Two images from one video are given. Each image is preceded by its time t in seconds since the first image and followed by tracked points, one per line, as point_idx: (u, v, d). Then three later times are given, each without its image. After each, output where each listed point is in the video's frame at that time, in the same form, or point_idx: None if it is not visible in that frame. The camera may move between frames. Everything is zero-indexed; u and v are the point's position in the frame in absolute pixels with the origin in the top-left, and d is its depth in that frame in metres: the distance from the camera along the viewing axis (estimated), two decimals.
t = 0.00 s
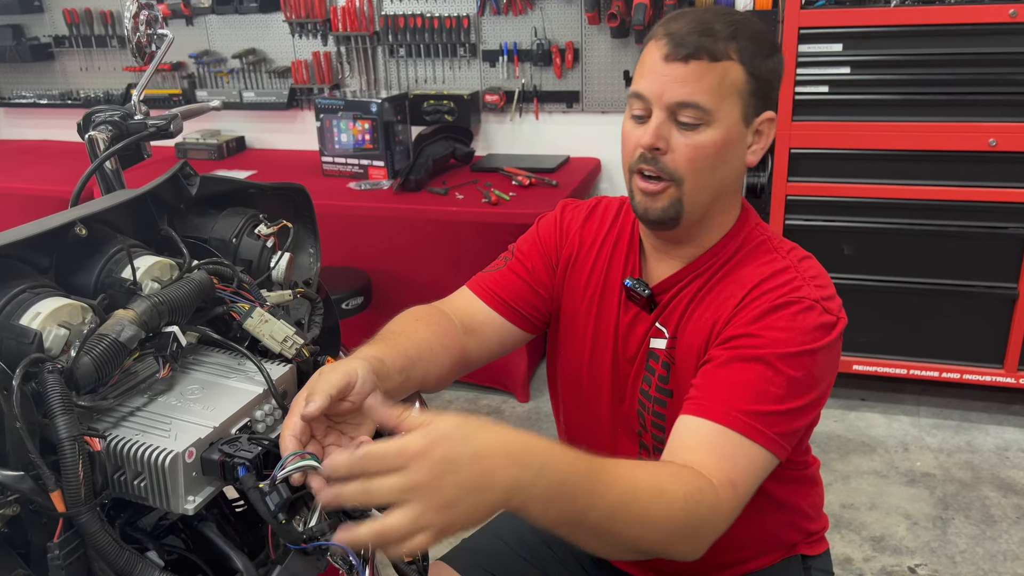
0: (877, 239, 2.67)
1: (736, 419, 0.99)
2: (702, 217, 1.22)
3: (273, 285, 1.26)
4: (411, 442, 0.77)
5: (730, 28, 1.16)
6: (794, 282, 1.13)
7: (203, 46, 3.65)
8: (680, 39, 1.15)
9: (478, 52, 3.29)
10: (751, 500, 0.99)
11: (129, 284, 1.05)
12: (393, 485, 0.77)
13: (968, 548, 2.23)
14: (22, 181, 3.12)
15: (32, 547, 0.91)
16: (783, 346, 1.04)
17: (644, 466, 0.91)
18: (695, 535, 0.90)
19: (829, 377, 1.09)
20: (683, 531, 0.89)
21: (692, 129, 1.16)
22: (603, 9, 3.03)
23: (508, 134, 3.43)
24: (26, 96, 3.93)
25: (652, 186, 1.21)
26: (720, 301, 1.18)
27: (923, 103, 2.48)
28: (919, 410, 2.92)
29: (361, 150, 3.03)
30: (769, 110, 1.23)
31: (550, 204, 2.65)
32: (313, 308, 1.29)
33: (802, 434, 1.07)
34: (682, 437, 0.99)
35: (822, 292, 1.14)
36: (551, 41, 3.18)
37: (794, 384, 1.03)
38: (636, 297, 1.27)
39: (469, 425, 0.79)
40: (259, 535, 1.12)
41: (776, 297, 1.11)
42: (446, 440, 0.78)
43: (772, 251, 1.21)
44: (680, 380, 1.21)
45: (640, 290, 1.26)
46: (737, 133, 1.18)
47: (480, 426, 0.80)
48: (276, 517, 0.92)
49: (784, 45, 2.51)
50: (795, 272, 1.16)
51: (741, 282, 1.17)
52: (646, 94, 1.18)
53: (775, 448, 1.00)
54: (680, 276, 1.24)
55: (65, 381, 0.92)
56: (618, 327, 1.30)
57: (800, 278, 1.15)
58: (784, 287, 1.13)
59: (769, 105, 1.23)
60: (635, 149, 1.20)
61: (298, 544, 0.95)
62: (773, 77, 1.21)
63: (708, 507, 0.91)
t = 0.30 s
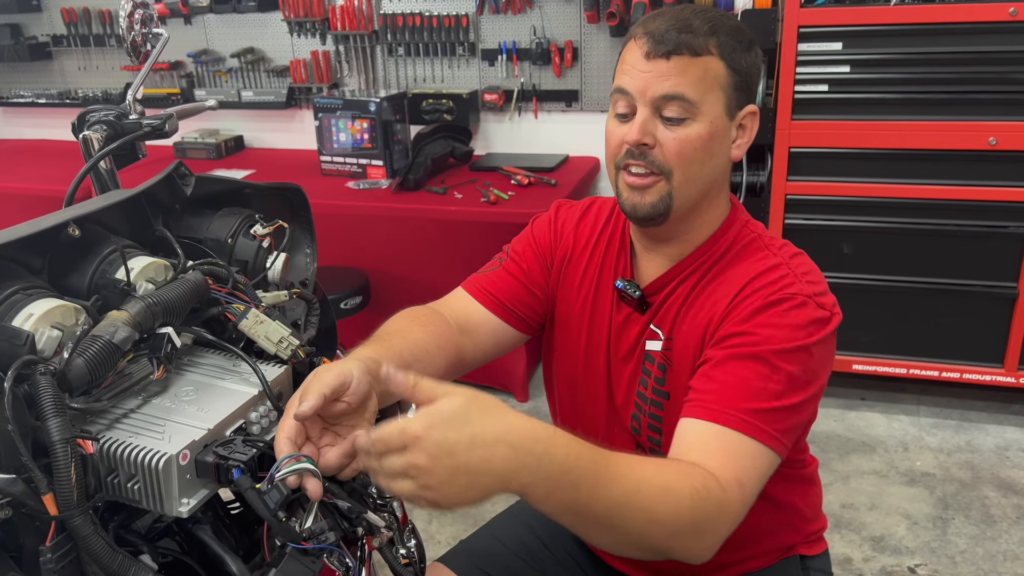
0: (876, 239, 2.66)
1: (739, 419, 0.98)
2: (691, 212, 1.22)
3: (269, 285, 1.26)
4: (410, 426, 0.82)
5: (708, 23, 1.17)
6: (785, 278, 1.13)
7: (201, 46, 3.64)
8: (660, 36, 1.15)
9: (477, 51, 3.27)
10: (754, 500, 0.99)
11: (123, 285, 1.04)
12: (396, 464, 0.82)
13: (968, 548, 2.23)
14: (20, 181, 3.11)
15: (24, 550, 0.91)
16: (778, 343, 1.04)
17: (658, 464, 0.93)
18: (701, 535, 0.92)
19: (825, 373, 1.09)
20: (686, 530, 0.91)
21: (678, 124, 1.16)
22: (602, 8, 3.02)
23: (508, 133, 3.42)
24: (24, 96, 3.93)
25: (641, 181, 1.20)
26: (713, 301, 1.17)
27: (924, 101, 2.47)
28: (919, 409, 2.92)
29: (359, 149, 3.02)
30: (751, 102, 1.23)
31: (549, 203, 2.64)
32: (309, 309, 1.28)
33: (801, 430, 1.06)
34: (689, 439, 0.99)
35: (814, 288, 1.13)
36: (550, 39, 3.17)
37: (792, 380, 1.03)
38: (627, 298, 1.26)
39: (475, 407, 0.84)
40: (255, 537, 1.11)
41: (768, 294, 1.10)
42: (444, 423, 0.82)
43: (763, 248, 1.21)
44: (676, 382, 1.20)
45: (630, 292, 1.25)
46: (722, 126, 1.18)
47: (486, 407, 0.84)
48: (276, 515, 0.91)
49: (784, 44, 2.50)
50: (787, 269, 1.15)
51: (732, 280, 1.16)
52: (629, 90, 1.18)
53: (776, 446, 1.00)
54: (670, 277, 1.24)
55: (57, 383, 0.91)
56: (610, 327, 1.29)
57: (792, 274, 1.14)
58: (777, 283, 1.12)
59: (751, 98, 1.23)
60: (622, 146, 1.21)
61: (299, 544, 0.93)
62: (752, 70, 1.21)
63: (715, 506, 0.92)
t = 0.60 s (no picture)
0: (877, 238, 2.66)
1: (725, 398, 0.97)
2: (689, 212, 1.21)
3: (267, 285, 1.25)
4: (353, 435, 0.81)
5: (701, 24, 1.16)
6: (776, 269, 1.13)
7: (200, 45, 3.64)
8: (654, 39, 1.14)
9: (476, 50, 3.27)
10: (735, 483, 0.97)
11: (120, 285, 1.04)
12: (342, 474, 0.82)
13: (968, 548, 2.22)
14: (18, 180, 3.10)
15: (20, 553, 0.90)
16: (767, 327, 1.03)
17: (617, 444, 0.92)
18: (673, 511, 0.91)
19: (818, 363, 1.07)
20: (653, 510, 0.90)
21: (674, 127, 1.16)
22: (602, 7, 3.02)
23: (508, 132, 3.42)
24: (23, 95, 3.92)
25: (638, 184, 1.20)
26: (704, 293, 1.16)
27: (924, 100, 2.47)
28: (919, 409, 2.91)
29: (359, 149, 3.02)
30: (746, 101, 1.23)
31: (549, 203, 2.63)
32: (307, 309, 1.28)
33: (791, 419, 1.04)
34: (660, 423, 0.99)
35: (807, 281, 1.12)
36: (550, 38, 3.16)
37: (781, 364, 1.01)
38: (624, 297, 1.26)
39: (417, 411, 0.83)
40: (253, 538, 1.11)
41: (759, 283, 1.10)
42: (388, 431, 0.81)
43: (758, 244, 1.20)
44: (671, 378, 1.20)
45: (628, 290, 1.24)
46: (718, 126, 1.18)
47: (429, 410, 0.84)
48: (276, 516, 0.91)
49: (784, 43, 2.50)
50: (780, 263, 1.14)
51: (725, 274, 1.16)
52: (624, 95, 1.17)
53: (763, 428, 0.98)
54: (664, 276, 1.23)
55: (53, 384, 0.90)
56: (608, 324, 1.29)
57: (785, 268, 1.13)
58: (768, 274, 1.12)
59: (746, 96, 1.23)
60: (618, 150, 1.20)
61: (300, 544, 0.93)
62: (746, 69, 1.21)
63: (683, 482, 0.91)
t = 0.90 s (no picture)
0: (877, 238, 2.65)
1: (727, 399, 0.97)
2: (707, 207, 1.21)
3: (266, 286, 1.25)
4: (355, 446, 0.81)
5: (719, 20, 1.18)
6: (776, 268, 1.12)
7: (199, 45, 3.63)
8: (680, 30, 1.15)
9: (476, 50, 3.26)
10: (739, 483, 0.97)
11: (118, 286, 1.03)
12: (343, 483, 0.82)
13: (968, 548, 2.22)
14: (16, 181, 3.09)
15: (17, 555, 0.89)
16: (768, 326, 1.02)
17: (621, 449, 0.91)
18: (677, 513, 0.90)
19: (819, 361, 1.07)
20: (657, 514, 0.89)
21: (699, 118, 1.17)
22: (601, 7, 3.01)
23: (507, 132, 3.41)
24: (21, 95, 3.92)
25: (662, 176, 1.19)
26: (705, 293, 1.16)
27: (924, 100, 2.46)
28: (919, 409, 2.91)
29: (358, 149, 3.01)
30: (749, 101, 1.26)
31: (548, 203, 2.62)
32: (306, 310, 1.28)
33: (793, 418, 1.04)
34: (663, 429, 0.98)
35: (807, 278, 1.12)
36: (549, 38, 3.16)
37: (783, 363, 1.01)
38: (624, 297, 1.25)
39: (420, 423, 0.83)
40: (252, 540, 1.11)
41: (760, 282, 1.09)
42: (391, 443, 0.82)
43: (757, 243, 1.20)
44: (672, 377, 1.20)
45: (628, 290, 1.24)
46: (735, 121, 1.20)
47: (432, 425, 0.84)
48: (276, 516, 0.90)
49: (784, 42, 2.49)
50: (779, 261, 1.14)
51: (725, 273, 1.15)
52: (650, 85, 1.17)
53: (766, 427, 0.98)
54: (664, 275, 1.23)
55: (51, 386, 0.90)
56: (608, 324, 1.28)
57: (784, 265, 1.13)
58: (768, 272, 1.11)
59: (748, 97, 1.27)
60: (643, 141, 1.19)
61: (299, 544, 0.92)
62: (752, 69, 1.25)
63: (687, 484, 0.90)
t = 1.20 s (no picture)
0: (876, 238, 2.65)
1: (739, 398, 0.96)
2: (715, 203, 1.22)
3: (265, 286, 1.26)
4: (401, 401, 0.70)
5: (732, 18, 1.19)
6: (780, 265, 1.12)
7: (198, 44, 3.63)
8: (696, 25, 1.16)
9: (474, 49, 3.26)
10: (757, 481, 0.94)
11: (116, 286, 1.03)
12: (372, 430, 0.72)
13: (968, 548, 2.22)
14: (13, 181, 3.09)
15: (15, 556, 0.89)
16: (774, 323, 1.03)
17: (646, 448, 0.87)
18: (698, 513, 0.87)
19: (824, 357, 1.07)
20: (681, 513, 0.86)
21: (711, 113, 1.18)
22: (600, 6, 3.01)
23: (506, 132, 3.41)
24: (20, 95, 3.91)
25: (673, 170, 1.20)
26: (709, 291, 1.16)
27: (923, 100, 2.46)
28: (918, 409, 2.91)
29: (357, 148, 3.01)
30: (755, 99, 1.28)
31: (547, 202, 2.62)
32: (305, 310, 1.28)
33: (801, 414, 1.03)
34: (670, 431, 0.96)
35: (810, 274, 1.12)
36: (548, 38, 3.16)
37: (790, 360, 1.01)
38: (626, 295, 1.25)
39: (469, 397, 0.73)
40: (250, 541, 1.11)
41: (764, 280, 1.09)
42: (438, 406, 0.71)
43: (759, 240, 1.20)
44: (675, 375, 1.19)
45: (630, 288, 1.24)
46: (744, 118, 1.21)
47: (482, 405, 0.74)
48: (277, 516, 0.89)
49: (783, 42, 2.49)
50: (782, 258, 1.14)
51: (728, 271, 1.15)
52: (664, 79, 1.17)
53: (776, 423, 0.97)
54: (666, 272, 1.23)
55: (49, 386, 0.89)
56: (609, 323, 1.28)
57: (788, 262, 1.13)
58: (771, 270, 1.11)
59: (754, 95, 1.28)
60: (655, 134, 1.19)
61: (299, 544, 0.91)
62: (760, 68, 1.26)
63: (709, 484, 0.87)
